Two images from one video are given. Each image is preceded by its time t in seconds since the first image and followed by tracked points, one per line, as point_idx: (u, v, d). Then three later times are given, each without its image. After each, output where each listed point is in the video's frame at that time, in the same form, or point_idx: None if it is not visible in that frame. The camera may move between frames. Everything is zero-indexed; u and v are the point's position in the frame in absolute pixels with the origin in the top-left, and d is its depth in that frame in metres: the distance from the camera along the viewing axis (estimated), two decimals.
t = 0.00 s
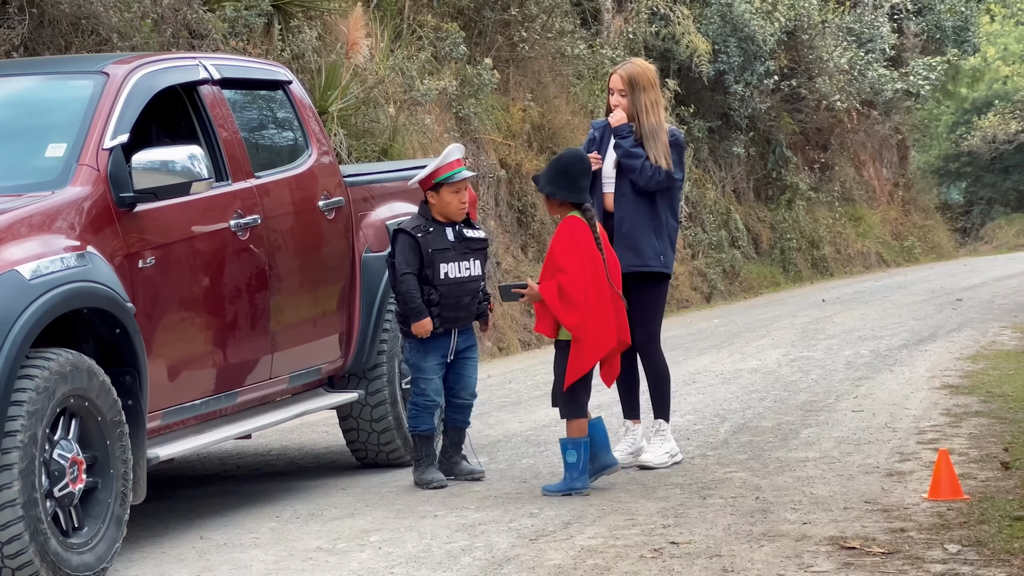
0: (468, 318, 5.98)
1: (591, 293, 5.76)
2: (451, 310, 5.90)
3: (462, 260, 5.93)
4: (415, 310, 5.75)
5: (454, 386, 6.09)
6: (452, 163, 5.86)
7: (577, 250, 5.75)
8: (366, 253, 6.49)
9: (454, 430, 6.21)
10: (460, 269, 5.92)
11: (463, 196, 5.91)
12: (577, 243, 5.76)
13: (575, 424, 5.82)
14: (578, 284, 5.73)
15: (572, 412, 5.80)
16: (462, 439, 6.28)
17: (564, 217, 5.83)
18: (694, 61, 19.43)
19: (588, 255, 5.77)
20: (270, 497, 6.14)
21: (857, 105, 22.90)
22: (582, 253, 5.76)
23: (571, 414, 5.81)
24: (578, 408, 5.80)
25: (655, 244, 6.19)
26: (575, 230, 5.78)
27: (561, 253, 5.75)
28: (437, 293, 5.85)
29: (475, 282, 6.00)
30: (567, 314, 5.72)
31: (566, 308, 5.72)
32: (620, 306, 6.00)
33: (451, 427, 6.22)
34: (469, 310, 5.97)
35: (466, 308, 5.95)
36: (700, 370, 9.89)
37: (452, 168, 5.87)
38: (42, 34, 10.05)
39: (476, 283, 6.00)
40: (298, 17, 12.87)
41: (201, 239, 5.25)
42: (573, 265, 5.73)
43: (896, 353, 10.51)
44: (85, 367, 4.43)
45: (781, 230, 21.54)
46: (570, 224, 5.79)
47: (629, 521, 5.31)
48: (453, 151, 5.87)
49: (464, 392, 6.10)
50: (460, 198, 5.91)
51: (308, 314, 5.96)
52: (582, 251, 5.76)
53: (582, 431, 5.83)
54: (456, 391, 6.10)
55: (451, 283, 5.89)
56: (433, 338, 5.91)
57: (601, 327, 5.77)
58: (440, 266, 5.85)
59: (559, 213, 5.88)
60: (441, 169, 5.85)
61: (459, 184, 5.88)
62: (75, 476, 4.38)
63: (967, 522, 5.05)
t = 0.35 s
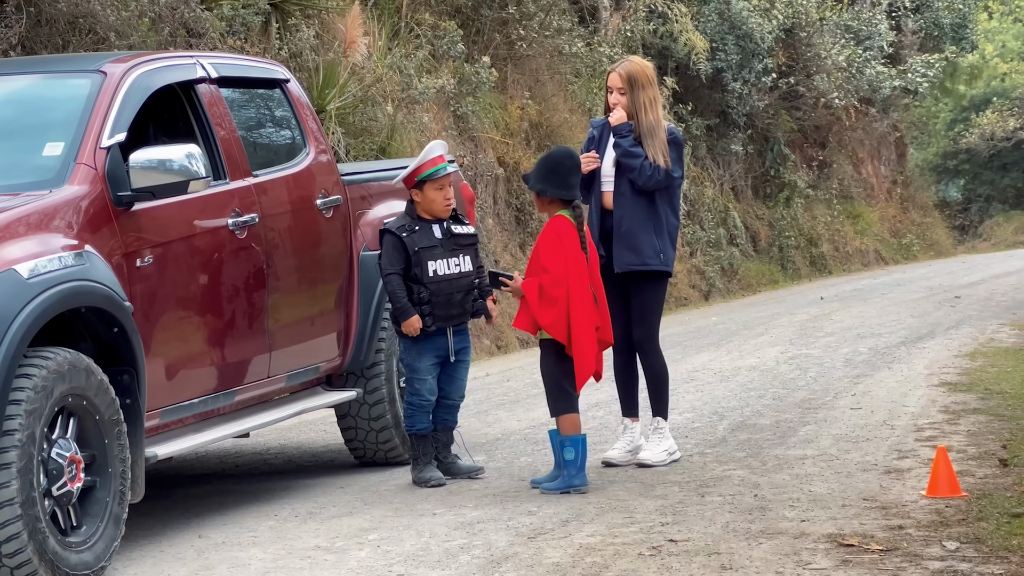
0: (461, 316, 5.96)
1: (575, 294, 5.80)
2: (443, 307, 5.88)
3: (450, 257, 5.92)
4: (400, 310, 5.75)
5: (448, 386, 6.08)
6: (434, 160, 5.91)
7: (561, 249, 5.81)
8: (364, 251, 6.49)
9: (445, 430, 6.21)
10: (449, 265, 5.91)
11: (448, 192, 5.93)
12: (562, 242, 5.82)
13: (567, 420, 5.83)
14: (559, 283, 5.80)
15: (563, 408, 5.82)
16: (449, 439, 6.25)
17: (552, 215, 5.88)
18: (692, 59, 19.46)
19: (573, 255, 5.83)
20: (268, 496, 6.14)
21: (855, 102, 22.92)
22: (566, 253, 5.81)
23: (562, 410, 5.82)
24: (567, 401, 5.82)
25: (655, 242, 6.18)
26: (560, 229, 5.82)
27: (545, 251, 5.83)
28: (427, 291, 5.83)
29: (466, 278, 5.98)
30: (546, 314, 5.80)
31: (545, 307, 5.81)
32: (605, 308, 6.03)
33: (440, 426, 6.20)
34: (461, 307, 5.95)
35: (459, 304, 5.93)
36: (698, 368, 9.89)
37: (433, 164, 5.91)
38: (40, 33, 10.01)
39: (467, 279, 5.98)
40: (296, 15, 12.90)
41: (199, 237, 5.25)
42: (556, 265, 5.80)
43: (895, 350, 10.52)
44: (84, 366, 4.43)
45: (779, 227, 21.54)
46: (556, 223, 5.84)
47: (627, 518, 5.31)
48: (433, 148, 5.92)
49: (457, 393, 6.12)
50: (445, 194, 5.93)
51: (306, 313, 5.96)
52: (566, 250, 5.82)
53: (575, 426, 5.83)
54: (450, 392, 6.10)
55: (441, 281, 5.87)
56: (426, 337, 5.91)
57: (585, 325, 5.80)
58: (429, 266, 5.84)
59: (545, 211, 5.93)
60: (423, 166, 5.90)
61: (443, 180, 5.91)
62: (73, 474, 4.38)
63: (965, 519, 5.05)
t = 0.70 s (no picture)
0: (458, 313, 5.94)
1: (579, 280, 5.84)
2: (439, 304, 5.87)
3: (446, 253, 5.91)
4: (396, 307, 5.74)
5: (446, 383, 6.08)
6: (433, 159, 5.91)
7: (565, 238, 5.83)
8: (362, 248, 6.49)
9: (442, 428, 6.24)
10: (445, 262, 5.89)
11: (444, 190, 5.92)
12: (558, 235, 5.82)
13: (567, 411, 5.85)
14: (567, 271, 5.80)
15: (561, 400, 5.84)
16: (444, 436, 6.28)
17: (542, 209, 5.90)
18: (689, 56, 19.48)
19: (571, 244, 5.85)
20: (266, 493, 6.13)
21: (852, 98, 22.91)
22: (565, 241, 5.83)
23: (558, 402, 5.85)
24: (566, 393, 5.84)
25: (660, 239, 6.17)
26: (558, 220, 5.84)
27: (549, 242, 5.80)
28: (423, 287, 5.82)
29: (463, 275, 5.96)
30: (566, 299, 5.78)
31: (566, 294, 5.78)
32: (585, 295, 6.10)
33: (437, 423, 6.24)
34: (458, 303, 5.93)
35: (456, 301, 5.92)
36: (696, 365, 9.89)
37: (431, 161, 5.92)
38: (37, 31, 9.98)
39: (465, 275, 5.96)
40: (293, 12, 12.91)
41: (197, 233, 5.25)
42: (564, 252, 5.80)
43: (892, 346, 10.52)
44: (81, 363, 4.43)
45: (777, 224, 21.55)
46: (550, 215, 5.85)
47: (625, 515, 5.31)
48: (432, 146, 5.94)
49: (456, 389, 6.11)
50: (443, 192, 5.93)
51: (304, 310, 5.96)
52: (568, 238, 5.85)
53: (572, 418, 5.85)
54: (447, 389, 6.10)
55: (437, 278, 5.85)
56: (422, 335, 5.90)
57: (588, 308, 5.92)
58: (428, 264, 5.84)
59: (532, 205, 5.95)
60: (420, 162, 5.91)
61: (440, 177, 5.91)
62: (71, 472, 4.38)
63: (964, 515, 5.06)
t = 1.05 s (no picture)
0: (457, 312, 5.92)
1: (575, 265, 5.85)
2: (439, 302, 5.85)
3: (447, 251, 5.91)
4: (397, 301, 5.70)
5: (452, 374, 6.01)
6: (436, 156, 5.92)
7: (560, 233, 5.84)
8: (360, 245, 6.49)
9: (449, 419, 6.15)
10: (446, 260, 5.89)
11: (448, 188, 5.95)
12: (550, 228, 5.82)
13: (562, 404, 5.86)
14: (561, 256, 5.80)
15: (556, 392, 5.83)
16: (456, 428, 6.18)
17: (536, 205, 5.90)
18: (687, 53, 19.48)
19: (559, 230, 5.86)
20: (264, 490, 6.13)
21: (850, 95, 22.90)
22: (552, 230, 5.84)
23: (554, 394, 5.84)
24: (561, 387, 5.84)
25: (669, 236, 6.16)
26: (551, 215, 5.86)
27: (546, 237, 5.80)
28: (423, 285, 5.82)
29: (462, 274, 5.95)
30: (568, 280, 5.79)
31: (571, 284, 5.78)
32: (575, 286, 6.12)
33: (446, 416, 6.14)
34: (457, 303, 5.92)
35: (455, 300, 5.90)
36: (695, 361, 9.89)
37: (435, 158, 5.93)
38: (34, 27, 10.03)
39: (463, 275, 5.96)
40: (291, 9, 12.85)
41: (194, 231, 5.24)
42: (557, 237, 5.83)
43: (890, 343, 10.52)
44: (78, 360, 4.43)
45: (775, 221, 21.55)
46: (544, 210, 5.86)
47: (623, 512, 5.31)
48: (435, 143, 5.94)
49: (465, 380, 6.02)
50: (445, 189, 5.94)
51: (302, 307, 5.96)
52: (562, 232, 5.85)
53: (566, 410, 5.85)
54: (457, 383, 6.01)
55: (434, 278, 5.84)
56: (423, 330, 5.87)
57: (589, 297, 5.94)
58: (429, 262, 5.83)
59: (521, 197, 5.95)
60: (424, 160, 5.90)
61: (444, 175, 5.92)
62: (68, 469, 4.38)
63: (961, 511, 5.06)
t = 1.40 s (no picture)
0: (481, 300, 5.89)
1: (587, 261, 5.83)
2: (465, 284, 5.85)
3: (478, 236, 5.89)
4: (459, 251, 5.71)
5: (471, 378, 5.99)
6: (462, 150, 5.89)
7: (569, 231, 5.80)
8: (360, 241, 6.48)
9: (466, 422, 6.09)
10: (477, 244, 5.87)
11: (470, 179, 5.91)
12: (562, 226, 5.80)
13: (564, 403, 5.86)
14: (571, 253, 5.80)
15: (560, 389, 5.84)
16: (472, 431, 6.11)
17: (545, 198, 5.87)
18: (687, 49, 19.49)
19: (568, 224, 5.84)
20: (265, 485, 6.14)
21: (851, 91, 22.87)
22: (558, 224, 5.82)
23: (558, 392, 5.84)
24: (568, 383, 5.84)
25: (713, 232, 6.16)
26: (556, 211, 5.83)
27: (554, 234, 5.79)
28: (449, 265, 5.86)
29: (489, 260, 5.92)
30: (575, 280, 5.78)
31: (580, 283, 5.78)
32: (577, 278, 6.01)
33: (461, 419, 6.09)
34: (483, 288, 5.89)
35: (482, 284, 5.88)
36: (695, 357, 9.89)
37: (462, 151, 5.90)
38: (35, 22, 9.97)
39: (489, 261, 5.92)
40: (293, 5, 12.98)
41: (194, 227, 5.23)
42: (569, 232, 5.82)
43: (891, 339, 10.52)
44: (79, 355, 4.43)
45: (775, 217, 21.50)
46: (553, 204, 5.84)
47: (624, 508, 5.31)
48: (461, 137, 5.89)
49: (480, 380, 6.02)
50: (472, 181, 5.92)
51: (302, 303, 5.96)
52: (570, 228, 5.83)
53: (571, 407, 5.86)
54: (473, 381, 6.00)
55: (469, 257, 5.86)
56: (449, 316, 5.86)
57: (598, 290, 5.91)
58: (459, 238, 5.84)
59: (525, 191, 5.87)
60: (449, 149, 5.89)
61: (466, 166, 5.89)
62: (69, 464, 4.37)
63: (962, 508, 5.06)
